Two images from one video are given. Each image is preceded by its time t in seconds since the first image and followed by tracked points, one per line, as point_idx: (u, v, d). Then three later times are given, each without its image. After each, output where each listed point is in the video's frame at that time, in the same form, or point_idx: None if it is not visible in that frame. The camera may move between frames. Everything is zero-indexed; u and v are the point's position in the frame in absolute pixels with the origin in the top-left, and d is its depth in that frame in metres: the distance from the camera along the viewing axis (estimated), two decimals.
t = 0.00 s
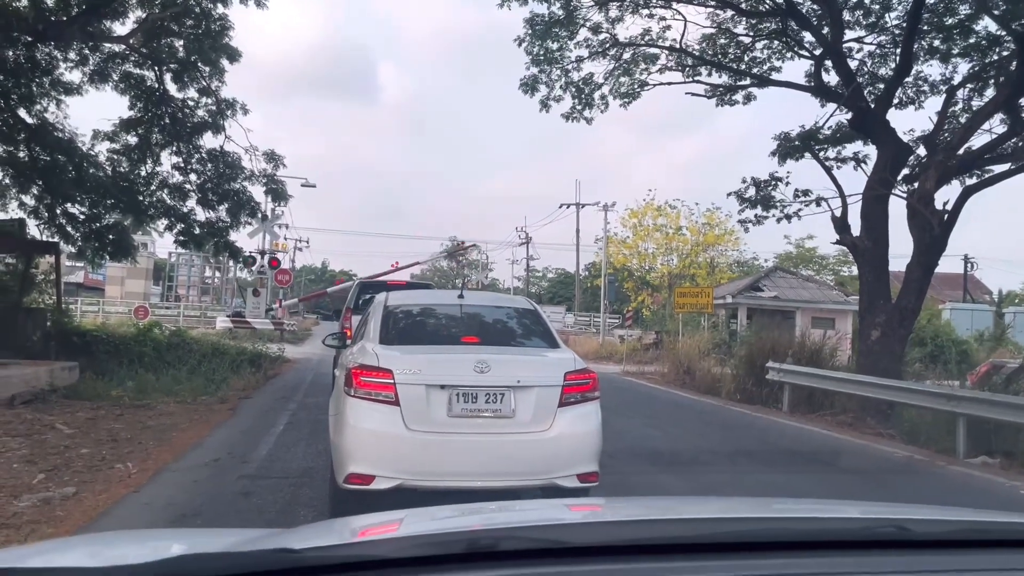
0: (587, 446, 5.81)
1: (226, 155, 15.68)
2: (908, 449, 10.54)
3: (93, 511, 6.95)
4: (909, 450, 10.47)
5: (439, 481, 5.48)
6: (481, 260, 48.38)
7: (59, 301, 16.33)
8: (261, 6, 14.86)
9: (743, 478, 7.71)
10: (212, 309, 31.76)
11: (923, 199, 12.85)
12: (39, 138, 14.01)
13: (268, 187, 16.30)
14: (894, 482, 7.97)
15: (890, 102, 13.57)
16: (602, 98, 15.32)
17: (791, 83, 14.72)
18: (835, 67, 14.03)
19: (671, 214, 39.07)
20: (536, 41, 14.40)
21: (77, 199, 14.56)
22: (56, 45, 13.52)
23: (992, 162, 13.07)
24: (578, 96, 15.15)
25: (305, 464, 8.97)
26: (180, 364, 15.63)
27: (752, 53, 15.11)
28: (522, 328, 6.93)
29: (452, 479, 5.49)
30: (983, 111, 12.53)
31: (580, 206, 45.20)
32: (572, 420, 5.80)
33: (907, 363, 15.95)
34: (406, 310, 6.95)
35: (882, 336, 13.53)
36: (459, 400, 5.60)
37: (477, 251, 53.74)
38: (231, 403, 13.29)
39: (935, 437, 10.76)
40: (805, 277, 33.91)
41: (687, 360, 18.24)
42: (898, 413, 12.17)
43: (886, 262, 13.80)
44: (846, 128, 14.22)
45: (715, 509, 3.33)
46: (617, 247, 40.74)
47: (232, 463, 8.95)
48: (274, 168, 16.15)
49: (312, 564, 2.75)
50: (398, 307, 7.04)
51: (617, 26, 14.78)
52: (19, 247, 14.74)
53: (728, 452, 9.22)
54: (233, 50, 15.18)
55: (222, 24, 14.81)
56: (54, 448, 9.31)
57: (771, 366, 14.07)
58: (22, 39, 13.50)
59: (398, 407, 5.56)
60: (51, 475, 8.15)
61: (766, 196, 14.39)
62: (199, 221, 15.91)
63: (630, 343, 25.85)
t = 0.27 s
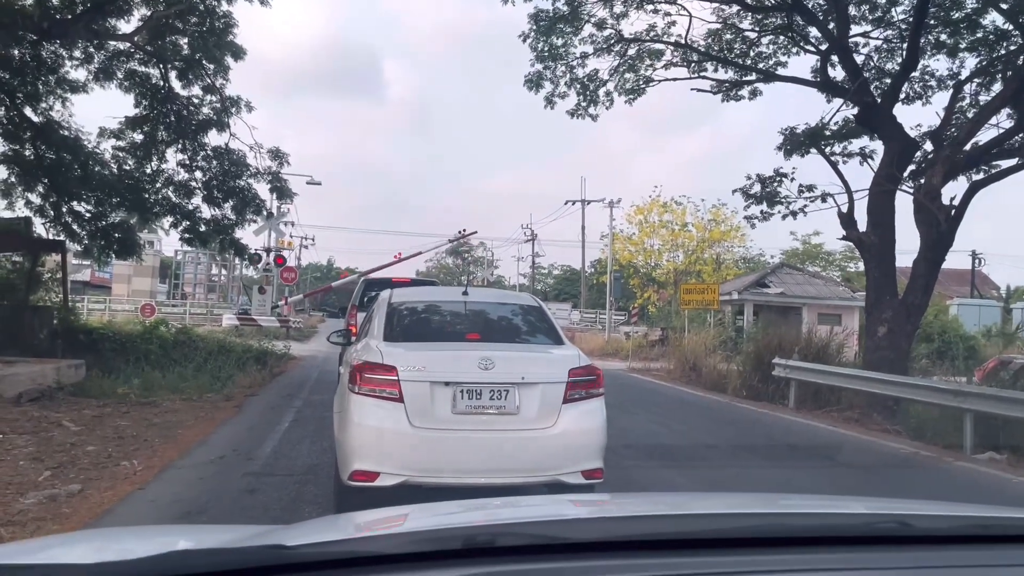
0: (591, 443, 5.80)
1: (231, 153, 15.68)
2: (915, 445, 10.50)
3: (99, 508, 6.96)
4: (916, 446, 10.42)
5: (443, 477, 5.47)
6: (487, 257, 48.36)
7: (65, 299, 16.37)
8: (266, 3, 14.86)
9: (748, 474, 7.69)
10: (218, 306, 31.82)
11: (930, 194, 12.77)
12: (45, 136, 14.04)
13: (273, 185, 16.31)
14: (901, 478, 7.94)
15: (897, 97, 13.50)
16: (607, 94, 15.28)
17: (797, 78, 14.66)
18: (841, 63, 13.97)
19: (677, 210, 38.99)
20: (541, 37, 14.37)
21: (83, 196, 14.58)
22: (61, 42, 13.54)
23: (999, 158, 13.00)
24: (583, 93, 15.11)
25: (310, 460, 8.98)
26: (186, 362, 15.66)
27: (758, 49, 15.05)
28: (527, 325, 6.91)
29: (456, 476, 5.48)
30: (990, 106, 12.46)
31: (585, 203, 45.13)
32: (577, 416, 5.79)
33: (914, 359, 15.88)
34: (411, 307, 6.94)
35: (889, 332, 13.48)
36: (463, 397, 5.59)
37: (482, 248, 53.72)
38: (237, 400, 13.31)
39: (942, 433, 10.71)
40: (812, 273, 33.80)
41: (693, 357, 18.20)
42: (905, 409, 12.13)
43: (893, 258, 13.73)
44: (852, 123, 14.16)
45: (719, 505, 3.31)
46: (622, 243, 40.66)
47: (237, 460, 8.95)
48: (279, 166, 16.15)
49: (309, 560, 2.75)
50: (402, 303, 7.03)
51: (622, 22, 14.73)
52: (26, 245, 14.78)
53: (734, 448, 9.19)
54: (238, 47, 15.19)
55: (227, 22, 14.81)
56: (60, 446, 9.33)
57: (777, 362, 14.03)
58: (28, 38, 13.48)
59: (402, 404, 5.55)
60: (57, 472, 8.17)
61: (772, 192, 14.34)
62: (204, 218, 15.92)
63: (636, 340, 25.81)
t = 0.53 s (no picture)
0: (596, 440, 5.81)
1: (237, 150, 15.67)
2: (921, 442, 10.50)
3: (107, 504, 7.00)
4: (922, 443, 10.42)
5: (449, 474, 5.49)
6: (493, 255, 48.37)
7: (73, 297, 16.43)
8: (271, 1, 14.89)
9: (754, 471, 7.70)
10: (224, 304, 31.90)
11: (936, 191, 12.71)
12: (52, 134, 14.10)
13: (279, 182, 16.34)
14: (906, 474, 7.94)
15: (903, 94, 13.47)
16: (612, 92, 15.27)
17: (803, 75, 14.64)
18: (847, 59, 13.94)
19: (682, 207, 38.95)
20: (546, 34, 14.37)
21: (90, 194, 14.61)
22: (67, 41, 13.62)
23: (1006, 154, 12.96)
24: (588, 90, 15.11)
25: (317, 457, 9.01)
26: (193, 359, 15.72)
27: (763, 46, 15.03)
28: (533, 322, 6.92)
29: (461, 473, 5.50)
30: (996, 103, 12.42)
31: (590, 200, 45.11)
32: (582, 413, 5.80)
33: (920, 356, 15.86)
34: (416, 305, 6.96)
35: (895, 329, 13.46)
36: (468, 394, 5.61)
37: (488, 246, 53.73)
38: (243, 397, 13.36)
39: (948, 430, 10.70)
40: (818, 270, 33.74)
41: (699, 354, 18.20)
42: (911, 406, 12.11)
43: (899, 255, 13.72)
44: (858, 120, 14.14)
45: (723, 501, 3.32)
46: (628, 240, 40.62)
47: (244, 457, 8.99)
48: (285, 164, 16.19)
49: (315, 555, 2.77)
50: (408, 301, 7.05)
51: (628, 19, 14.72)
52: (33, 243, 14.84)
53: (739, 444, 9.20)
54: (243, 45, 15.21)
55: (232, 20, 14.84)
56: (68, 443, 9.37)
57: (783, 359, 14.02)
58: (34, 36, 13.42)
59: (407, 402, 5.57)
60: (65, 469, 8.21)
61: (778, 189, 14.32)
62: (210, 216, 15.97)
63: (642, 337, 25.82)
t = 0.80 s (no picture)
0: (601, 438, 5.81)
1: (242, 148, 15.71)
2: (927, 441, 10.48)
3: (112, 501, 7.01)
4: (928, 442, 10.39)
5: (455, 471, 5.50)
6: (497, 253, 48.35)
7: (79, 294, 16.47)
8: None
9: (758, 469, 7.69)
10: (230, 302, 31.93)
11: (942, 189, 12.69)
12: (58, 132, 14.13)
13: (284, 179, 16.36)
14: (912, 472, 7.92)
15: (909, 92, 13.44)
16: (617, 90, 15.25)
17: (809, 73, 14.60)
18: (853, 58, 13.91)
19: (687, 206, 38.88)
20: (551, 32, 14.36)
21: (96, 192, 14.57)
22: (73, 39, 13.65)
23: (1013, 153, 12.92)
24: (593, 88, 15.10)
25: (322, 455, 9.02)
26: (198, 357, 15.75)
27: (769, 44, 15.00)
28: (537, 321, 6.91)
29: (467, 470, 5.51)
30: (1003, 101, 12.38)
31: (595, 199, 45.06)
32: (586, 411, 5.80)
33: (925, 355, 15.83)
34: (421, 303, 6.96)
35: (900, 328, 13.43)
36: (473, 391, 5.61)
37: (492, 245, 53.71)
38: (249, 395, 13.38)
39: (954, 429, 10.68)
40: (823, 269, 33.66)
41: (704, 353, 18.18)
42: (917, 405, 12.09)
43: (905, 254, 13.69)
44: (864, 118, 14.10)
45: (729, 496, 3.32)
46: (633, 239, 40.58)
47: (249, 455, 9.00)
48: (290, 161, 16.20)
49: (322, 548, 2.77)
50: (413, 299, 7.05)
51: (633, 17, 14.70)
52: (39, 241, 14.87)
53: (745, 442, 9.18)
54: (248, 43, 15.22)
55: (237, 17, 14.85)
56: (74, 440, 9.40)
57: (788, 358, 14.00)
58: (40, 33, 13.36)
59: (413, 399, 5.57)
60: (71, 466, 8.24)
61: (783, 188, 14.29)
62: (216, 214, 16.01)
63: (646, 336, 25.80)
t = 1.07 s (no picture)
0: (603, 437, 5.81)
1: (246, 146, 15.72)
2: (931, 442, 10.46)
3: (116, 499, 7.02)
4: (932, 443, 10.37)
5: (457, 469, 5.49)
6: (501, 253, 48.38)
7: (83, 293, 16.51)
8: None
9: (761, 468, 7.68)
10: (234, 301, 31.99)
11: (947, 189, 12.66)
12: (62, 131, 14.15)
13: (288, 178, 16.38)
14: (916, 472, 7.90)
15: (914, 93, 13.41)
16: (621, 89, 15.25)
17: (813, 73, 14.59)
18: (858, 58, 13.88)
19: (691, 206, 38.85)
20: (556, 32, 14.36)
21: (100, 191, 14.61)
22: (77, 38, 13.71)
23: (1018, 153, 12.89)
24: (597, 88, 15.09)
25: (326, 454, 9.03)
26: (202, 355, 15.77)
27: (774, 44, 14.99)
28: (540, 320, 6.91)
29: (469, 468, 5.50)
30: (1008, 101, 12.35)
31: (599, 199, 45.06)
32: (589, 411, 5.79)
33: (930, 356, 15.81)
34: (425, 302, 6.96)
35: (904, 328, 13.41)
36: (477, 390, 5.61)
37: (496, 245, 53.72)
38: (252, 394, 13.40)
39: (959, 430, 10.65)
40: (827, 269, 33.60)
41: (707, 353, 18.18)
42: (921, 406, 12.07)
43: (909, 254, 13.66)
44: (869, 119, 14.08)
45: (733, 496, 3.32)
46: (636, 239, 40.56)
47: (253, 453, 9.01)
48: (294, 160, 16.22)
49: (327, 545, 2.78)
50: (417, 298, 7.05)
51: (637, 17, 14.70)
52: (44, 240, 14.91)
53: (748, 442, 9.17)
54: (252, 42, 15.22)
55: (241, 17, 14.89)
56: (78, 438, 9.42)
57: (791, 358, 13.98)
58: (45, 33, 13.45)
59: (416, 398, 5.58)
60: (75, 464, 8.25)
61: (787, 188, 14.27)
62: (220, 212, 16.02)
63: (650, 336, 25.81)
